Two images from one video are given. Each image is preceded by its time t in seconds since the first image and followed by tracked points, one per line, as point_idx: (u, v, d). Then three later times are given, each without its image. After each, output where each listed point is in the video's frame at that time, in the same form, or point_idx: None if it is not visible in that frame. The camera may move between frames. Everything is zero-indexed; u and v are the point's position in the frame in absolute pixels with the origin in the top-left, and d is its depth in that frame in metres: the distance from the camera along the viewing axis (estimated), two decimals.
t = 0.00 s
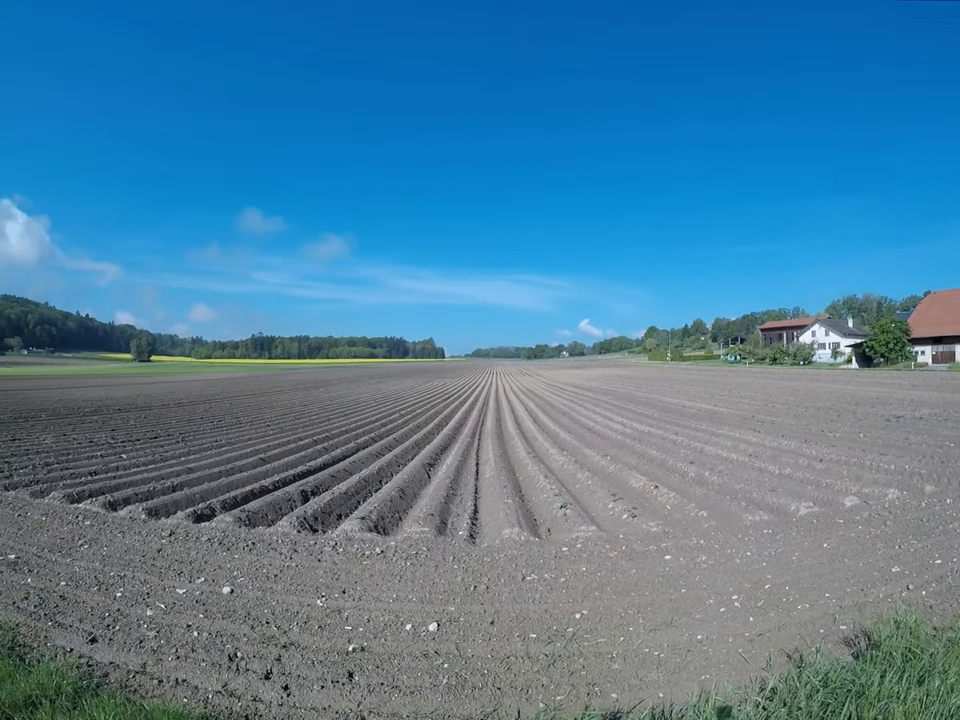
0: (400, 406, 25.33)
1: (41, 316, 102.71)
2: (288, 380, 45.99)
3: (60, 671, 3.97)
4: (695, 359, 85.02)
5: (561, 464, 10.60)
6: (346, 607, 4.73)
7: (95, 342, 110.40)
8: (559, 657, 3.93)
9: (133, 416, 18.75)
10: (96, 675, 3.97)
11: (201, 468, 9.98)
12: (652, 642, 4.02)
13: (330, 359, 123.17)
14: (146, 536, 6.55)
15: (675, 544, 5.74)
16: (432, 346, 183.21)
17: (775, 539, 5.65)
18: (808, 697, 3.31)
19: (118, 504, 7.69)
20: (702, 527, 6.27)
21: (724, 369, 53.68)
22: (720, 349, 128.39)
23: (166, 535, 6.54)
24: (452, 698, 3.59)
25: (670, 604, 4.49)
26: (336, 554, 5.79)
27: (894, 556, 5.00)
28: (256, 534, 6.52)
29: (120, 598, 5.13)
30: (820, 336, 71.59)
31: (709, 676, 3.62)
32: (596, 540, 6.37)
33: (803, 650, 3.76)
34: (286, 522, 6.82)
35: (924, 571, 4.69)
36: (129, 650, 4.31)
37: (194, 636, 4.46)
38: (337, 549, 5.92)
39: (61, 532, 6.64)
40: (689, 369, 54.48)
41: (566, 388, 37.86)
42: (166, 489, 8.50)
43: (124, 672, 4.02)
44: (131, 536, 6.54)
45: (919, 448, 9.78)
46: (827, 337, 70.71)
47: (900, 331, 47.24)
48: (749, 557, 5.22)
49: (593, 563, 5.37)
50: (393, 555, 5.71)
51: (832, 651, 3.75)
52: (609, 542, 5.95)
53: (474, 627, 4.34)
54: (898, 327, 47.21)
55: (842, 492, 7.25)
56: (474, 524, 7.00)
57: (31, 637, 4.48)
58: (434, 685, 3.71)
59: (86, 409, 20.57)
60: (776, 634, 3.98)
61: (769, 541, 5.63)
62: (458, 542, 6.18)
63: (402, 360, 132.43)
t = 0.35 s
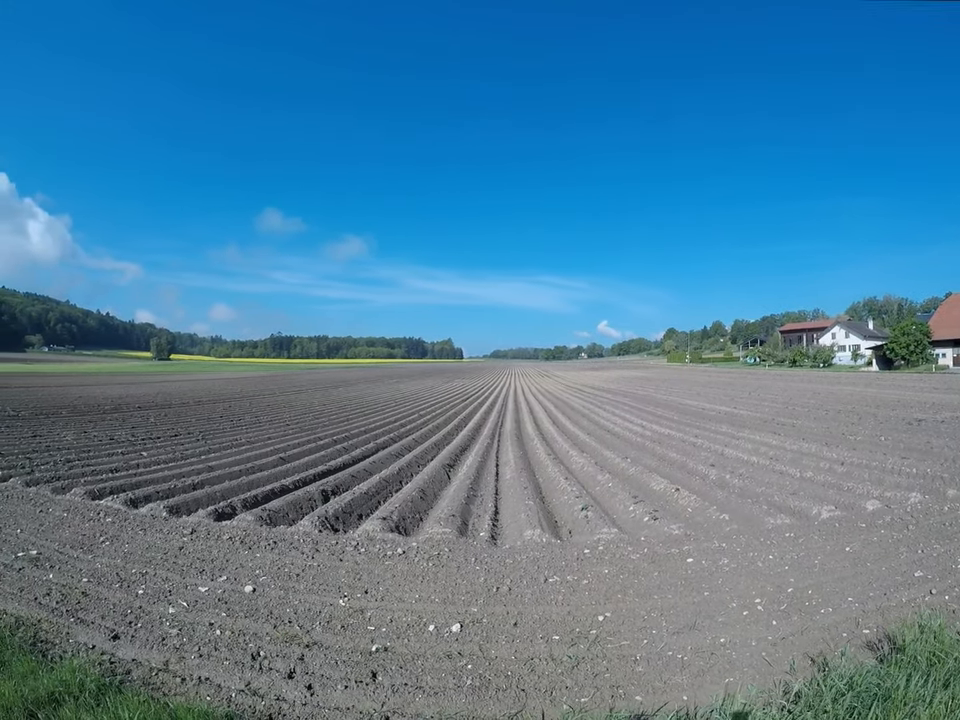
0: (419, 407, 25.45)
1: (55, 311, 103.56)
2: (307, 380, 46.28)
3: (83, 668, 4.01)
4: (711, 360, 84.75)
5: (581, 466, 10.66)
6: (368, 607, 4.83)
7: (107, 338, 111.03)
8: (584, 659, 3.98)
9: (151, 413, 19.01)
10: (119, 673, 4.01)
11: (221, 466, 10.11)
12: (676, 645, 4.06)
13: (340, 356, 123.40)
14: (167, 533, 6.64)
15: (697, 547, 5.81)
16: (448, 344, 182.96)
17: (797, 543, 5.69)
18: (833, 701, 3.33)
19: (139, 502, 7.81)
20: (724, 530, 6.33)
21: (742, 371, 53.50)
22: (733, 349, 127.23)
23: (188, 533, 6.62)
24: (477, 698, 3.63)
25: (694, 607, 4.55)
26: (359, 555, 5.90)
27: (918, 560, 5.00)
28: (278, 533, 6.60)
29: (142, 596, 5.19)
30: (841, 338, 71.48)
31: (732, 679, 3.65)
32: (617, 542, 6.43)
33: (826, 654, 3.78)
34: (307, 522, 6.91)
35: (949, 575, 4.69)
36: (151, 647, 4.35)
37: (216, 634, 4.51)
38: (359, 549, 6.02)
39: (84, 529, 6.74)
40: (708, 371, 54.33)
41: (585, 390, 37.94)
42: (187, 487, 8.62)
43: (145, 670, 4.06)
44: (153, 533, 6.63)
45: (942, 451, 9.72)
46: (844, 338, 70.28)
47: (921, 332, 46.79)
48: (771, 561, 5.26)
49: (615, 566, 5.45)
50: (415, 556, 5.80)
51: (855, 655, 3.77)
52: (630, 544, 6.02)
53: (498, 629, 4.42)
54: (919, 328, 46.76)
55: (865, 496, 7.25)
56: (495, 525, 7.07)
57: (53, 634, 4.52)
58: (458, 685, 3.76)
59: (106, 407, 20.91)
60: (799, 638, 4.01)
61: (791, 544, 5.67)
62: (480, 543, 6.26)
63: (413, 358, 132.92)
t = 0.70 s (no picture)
0: (442, 408, 25.56)
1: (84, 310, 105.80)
2: (329, 380, 46.62)
3: (108, 662, 4.07)
4: (734, 362, 84.18)
5: (605, 469, 10.68)
6: (392, 608, 4.89)
7: (128, 335, 112.52)
8: (608, 664, 3.99)
9: (177, 412, 19.35)
10: (143, 667, 4.07)
11: (246, 465, 10.26)
12: (700, 651, 4.06)
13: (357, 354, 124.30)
14: (192, 531, 6.75)
15: (722, 553, 5.84)
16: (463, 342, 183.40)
17: (823, 550, 5.66)
18: (860, 710, 3.31)
19: (165, 499, 7.97)
20: (749, 536, 6.33)
21: (768, 375, 53.07)
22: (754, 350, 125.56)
23: (213, 531, 6.73)
24: (501, 701, 3.65)
25: (719, 614, 4.56)
26: (383, 555, 6.00)
27: (948, 569, 4.94)
28: (303, 532, 6.70)
29: (167, 592, 5.27)
30: (867, 341, 70.67)
31: (757, 686, 3.64)
32: (641, 547, 6.48)
33: (853, 664, 3.76)
34: (332, 522, 7.02)
35: None
36: (176, 643, 4.42)
37: (241, 632, 4.57)
38: (383, 550, 6.12)
39: (109, 525, 6.87)
40: (733, 374, 53.96)
41: (609, 393, 37.97)
42: (213, 485, 8.77)
43: (170, 665, 4.12)
44: (178, 531, 6.75)
45: None
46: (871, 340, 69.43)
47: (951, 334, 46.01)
48: (797, 568, 5.25)
49: (640, 571, 5.49)
50: (439, 557, 5.92)
51: (882, 664, 3.74)
52: (655, 549, 6.06)
53: (522, 632, 4.46)
54: (948, 331, 45.98)
55: (893, 503, 7.18)
56: (519, 528, 7.13)
57: (79, 627, 4.59)
58: (483, 688, 3.78)
59: (133, 404, 21.33)
60: (824, 646, 3.99)
61: (816, 551, 5.65)
62: (504, 546, 6.33)
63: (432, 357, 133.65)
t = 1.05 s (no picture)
0: (466, 411, 25.56)
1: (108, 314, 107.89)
2: (355, 384, 47.10)
3: (137, 661, 4.15)
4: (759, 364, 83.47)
5: (632, 472, 10.67)
6: (420, 610, 4.93)
7: (151, 337, 114.07)
8: (635, 669, 3.99)
9: (204, 415, 19.70)
10: (171, 666, 4.14)
11: (273, 467, 10.39)
12: (728, 657, 4.05)
13: (376, 355, 125.28)
14: (220, 532, 6.85)
15: (750, 558, 5.84)
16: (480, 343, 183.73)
17: (853, 555, 5.62)
18: None
19: (194, 500, 8.10)
20: (777, 541, 6.31)
21: (795, 375, 52.42)
22: (776, 350, 123.69)
23: (241, 532, 6.83)
24: (527, 705, 3.67)
25: (747, 619, 4.54)
26: (410, 558, 6.06)
27: None
28: (330, 535, 6.78)
29: (195, 592, 5.35)
30: (896, 341, 69.58)
31: (786, 694, 3.62)
32: (669, 551, 6.47)
33: (883, 672, 3.72)
34: (360, 524, 7.10)
35: None
36: (204, 643, 4.48)
37: (269, 632, 4.64)
38: (410, 552, 6.19)
39: (139, 526, 7.00)
40: (759, 376, 53.40)
41: (635, 395, 37.89)
42: (241, 487, 8.91)
43: (198, 664, 4.18)
44: (206, 532, 6.85)
45: None
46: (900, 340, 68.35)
47: None
48: (826, 574, 5.22)
49: (668, 576, 5.51)
50: (466, 560, 5.96)
51: (913, 673, 3.69)
52: (683, 554, 6.07)
53: (549, 636, 4.48)
54: None
55: (925, 507, 7.08)
56: (546, 530, 7.15)
57: (109, 626, 4.69)
58: (510, 691, 3.80)
59: (161, 407, 21.70)
60: (853, 654, 3.95)
61: (846, 556, 5.61)
62: (532, 549, 6.36)
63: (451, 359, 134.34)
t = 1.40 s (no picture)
0: (496, 416, 25.62)
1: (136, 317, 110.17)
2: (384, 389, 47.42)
3: (172, 662, 4.26)
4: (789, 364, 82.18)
5: (666, 479, 10.64)
6: (454, 617, 5.00)
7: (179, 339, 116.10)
8: (671, 679, 4.02)
9: (237, 419, 20.07)
10: (206, 669, 4.25)
11: (306, 473, 10.55)
12: (765, 669, 4.05)
13: (399, 356, 126.09)
14: (255, 536, 7.00)
15: (787, 567, 5.83)
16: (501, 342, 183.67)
17: (892, 565, 5.57)
18: None
19: (230, 505, 8.28)
20: (814, 550, 6.27)
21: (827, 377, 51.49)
22: (807, 349, 121.17)
23: (276, 537, 6.97)
24: (561, 714, 3.71)
25: (783, 630, 4.53)
26: (445, 564, 6.14)
27: None
28: (365, 541, 6.89)
29: (230, 595, 5.48)
30: (933, 340, 67.96)
31: (824, 707, 3.61)
32: (704, 560, 6.48)
33: (923, 686, 3.68)
34: (395, 530, 7.21)
35: None
36: (239, 646, 4.60)
37: (304, 636, 4.74)
38: (446, 559, 6.27)
39: (175, 529, 7.18)
40: (791, 379, 52.58)
41: (666, 399, 37.63)
42: (276, 491, 9.08)
43: (232, 667, 4.29)
44: (242, 536, 6.99)
45: None
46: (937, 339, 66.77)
47: None
48: (864, 584, 5.19)
49: (703, 586, 5.54)
50: (501, 567, 6.02)
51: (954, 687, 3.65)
52: (718, 563, 6.09)
53: (584, 645, 4.52)
54: None
55: None
56: (581, 538, 7.19)
57: (145, 627, 4.82)
58: (545, 700, 3.85)
59: (196, 412, 22.17)
60: (892, 667, 3.92)
61: (885, 566, 5.57)
62: (567, 557, 6.41)
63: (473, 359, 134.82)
